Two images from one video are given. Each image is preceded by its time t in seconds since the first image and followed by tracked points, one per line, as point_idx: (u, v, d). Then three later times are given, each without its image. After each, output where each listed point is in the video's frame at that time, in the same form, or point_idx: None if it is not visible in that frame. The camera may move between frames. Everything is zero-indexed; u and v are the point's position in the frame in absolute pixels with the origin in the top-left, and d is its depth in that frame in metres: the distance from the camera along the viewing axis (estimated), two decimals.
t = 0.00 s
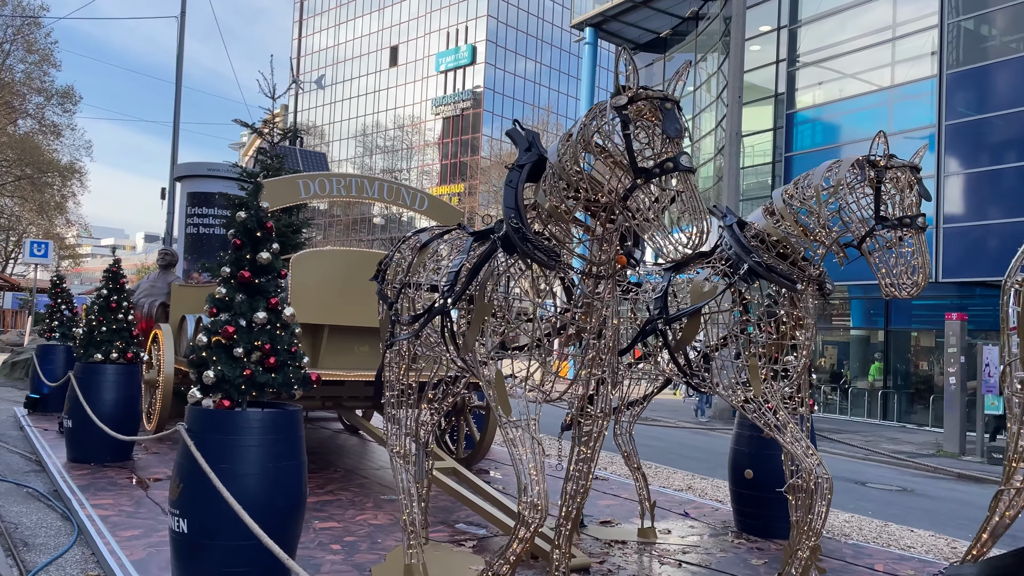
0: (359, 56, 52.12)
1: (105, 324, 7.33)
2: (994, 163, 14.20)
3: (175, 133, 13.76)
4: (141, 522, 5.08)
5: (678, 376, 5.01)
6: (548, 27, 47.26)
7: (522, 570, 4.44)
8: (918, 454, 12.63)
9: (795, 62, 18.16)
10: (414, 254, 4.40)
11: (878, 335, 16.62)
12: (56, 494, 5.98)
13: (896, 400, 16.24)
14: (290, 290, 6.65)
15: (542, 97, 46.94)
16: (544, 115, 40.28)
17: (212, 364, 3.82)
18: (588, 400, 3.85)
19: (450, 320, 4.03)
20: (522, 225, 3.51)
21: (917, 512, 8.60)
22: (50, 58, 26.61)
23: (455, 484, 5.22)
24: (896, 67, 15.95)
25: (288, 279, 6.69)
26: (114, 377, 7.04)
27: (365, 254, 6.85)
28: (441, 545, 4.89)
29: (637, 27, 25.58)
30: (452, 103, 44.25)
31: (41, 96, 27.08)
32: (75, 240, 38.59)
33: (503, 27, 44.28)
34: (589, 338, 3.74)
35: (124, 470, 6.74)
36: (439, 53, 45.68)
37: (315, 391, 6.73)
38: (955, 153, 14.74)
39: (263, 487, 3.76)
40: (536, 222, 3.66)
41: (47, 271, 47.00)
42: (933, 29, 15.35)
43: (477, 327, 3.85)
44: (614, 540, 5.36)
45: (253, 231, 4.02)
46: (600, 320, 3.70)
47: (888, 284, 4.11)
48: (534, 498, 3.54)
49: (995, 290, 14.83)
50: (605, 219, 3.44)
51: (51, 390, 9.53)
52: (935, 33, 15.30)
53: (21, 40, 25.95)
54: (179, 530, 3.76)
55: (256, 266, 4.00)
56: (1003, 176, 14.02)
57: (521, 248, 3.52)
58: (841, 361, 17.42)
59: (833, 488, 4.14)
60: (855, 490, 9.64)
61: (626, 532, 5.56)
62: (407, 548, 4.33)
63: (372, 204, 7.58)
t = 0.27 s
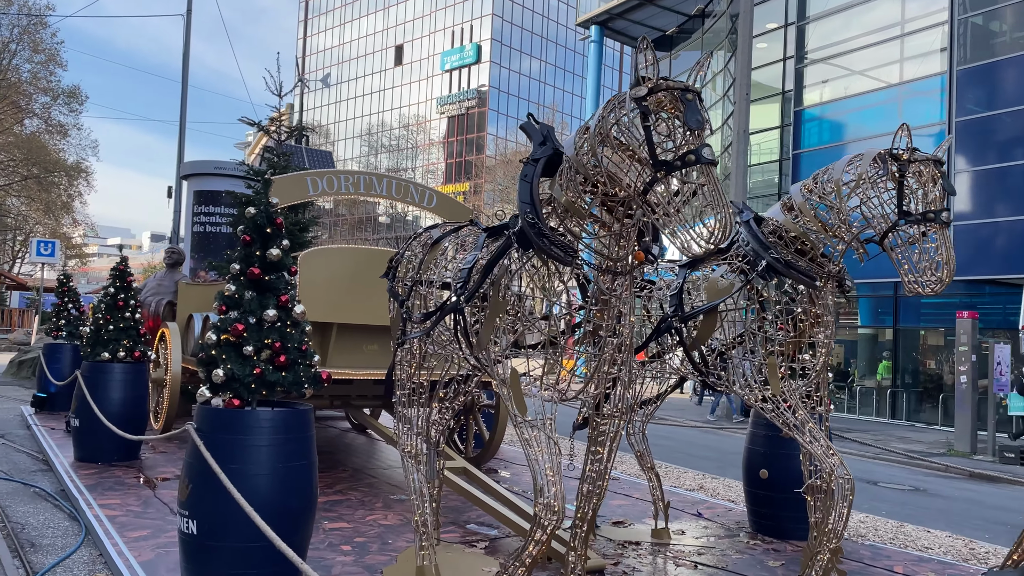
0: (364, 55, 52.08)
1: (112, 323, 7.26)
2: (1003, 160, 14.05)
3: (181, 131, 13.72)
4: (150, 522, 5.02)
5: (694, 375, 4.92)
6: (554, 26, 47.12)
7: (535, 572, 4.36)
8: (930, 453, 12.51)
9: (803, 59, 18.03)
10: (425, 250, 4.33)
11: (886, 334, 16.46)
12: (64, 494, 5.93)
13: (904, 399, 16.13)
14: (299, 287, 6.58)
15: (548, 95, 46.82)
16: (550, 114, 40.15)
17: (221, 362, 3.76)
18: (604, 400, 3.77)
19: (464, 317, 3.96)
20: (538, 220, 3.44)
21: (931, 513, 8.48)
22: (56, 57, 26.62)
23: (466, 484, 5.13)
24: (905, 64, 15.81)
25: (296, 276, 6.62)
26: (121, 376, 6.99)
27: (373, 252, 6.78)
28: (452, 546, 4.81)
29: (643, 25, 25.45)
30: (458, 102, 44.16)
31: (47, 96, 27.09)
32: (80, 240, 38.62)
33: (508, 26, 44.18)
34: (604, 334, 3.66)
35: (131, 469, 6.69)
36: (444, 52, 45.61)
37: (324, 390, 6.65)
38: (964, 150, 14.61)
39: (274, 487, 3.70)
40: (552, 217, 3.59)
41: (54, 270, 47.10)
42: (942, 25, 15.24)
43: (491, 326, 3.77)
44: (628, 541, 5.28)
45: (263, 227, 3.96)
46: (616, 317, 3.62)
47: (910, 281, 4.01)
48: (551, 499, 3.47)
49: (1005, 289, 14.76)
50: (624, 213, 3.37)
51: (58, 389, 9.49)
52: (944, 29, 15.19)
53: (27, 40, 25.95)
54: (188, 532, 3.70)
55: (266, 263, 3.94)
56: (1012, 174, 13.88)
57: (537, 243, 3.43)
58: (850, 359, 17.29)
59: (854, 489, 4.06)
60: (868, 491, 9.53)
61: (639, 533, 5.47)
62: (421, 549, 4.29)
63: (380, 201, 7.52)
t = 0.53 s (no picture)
0: (372, 54, 52.08)
1: (125, 321, 7.17)
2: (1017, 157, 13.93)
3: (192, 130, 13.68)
4: (164, 522, 4.95)
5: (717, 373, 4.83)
6: (563, 24, 46.97)
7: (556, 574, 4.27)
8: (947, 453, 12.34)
9: (816, 55, 17.87)
10: (444, 246, 4.25)
11: (900, 332, 16.26)
12: (77, 493, 5.87)
13: (919, 398, 15.94)
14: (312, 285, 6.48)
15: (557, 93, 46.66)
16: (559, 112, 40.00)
17: (238, 360, 3.69)
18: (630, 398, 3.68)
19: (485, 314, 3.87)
20: (563, 213, 3.35)
21: (953, 514, 8.34)
22: (66, 57, 26.69)
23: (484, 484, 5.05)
24: (920, 60, 15.58)
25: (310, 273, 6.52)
26: (134, 374, 6.94)
27: (390, 249, 6.73)
28: (471, 548, 4.72)
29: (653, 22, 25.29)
30: (466, 100, 44.07)
31: (58, 96, 27.17)
32: (91, 239, 38.76)
33: (517, 24, 44.08)
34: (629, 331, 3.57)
35: (143, 468, 6.63)
36: (453, 51, 45.54)
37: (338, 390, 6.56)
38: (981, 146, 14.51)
39: (292, 487, 3.61)
40: (577, 211, 3.50)
41: (65, 270, 47.34)
42: (958, 20, 15.07)
43: (515, 322, 3.69)
44: (649, 542, 5.17)
45: (280, 222, 3.88)
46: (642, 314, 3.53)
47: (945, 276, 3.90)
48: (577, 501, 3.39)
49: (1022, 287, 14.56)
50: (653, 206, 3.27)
51: (70, 387, 9.45)
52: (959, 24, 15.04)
53: (38, 40, 26.01)
54: (205, 533, 3.63)
55: (283, 258, 3.86)
56: None
57: (563, 238, 3.34)
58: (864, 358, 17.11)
59: (886, 492, 3.94)
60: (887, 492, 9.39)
61: (660, 534, 5.37)
62: (440, 551, 4.21)
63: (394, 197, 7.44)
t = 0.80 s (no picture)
0: (385, 54, 52.06)
1: (145, 320, 7.09)
2: None
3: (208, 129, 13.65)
4: (187, 524, 4.88)
5: (752, 375, 4.70)
6: (576, 22, 46.81)
7: None
8: (972, 455, 12.11)
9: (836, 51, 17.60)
10: (473, 243, 4.14)
11: (921, 331, 16.02)
12: (98, 494, 5.81)
13: (940, 398, 15.70)
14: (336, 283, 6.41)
15: (570, 92, 46.48)
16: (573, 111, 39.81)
17: (266, 360, 3.60)
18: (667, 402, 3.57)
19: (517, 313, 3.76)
20: (602, 209, 3.23)
21: (986, 517, 8.14)
22: (82, 58, 26.77)
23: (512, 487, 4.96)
24: (941, 56, 15.32)
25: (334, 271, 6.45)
26: (153, 374, 6.89)
27: (414, 248, 6.65)
28: (499, 552, 4.62)
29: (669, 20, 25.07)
30: (479, 100, 43.96)
31: (73, 96, 27.28)
32: (106, 239, 38.96)
33: (530, 22, 43.94)
34: (667, 331, 3.46)
35: (164, 469, 6.57)
36: (466, 50, 45.45)
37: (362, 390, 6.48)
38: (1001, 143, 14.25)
39: (320, 491, 3.52)
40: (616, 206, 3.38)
41: (80, 270, 47.67)
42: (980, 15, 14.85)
43: (549, 321, 3.58)
44: (680, 547, 5.05)
45: (307, 219, 3.79)
46: (681, 313, 3.41)
47: (995, 275, 3.75)
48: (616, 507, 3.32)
49: None
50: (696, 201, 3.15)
51: (88, 387, 9.42)
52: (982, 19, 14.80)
53: (53, 41, 26.08)
54: (232, 537, 3.54)
55: (310, 255, 3.77)
56: None
57: (601, 233, 3.22)
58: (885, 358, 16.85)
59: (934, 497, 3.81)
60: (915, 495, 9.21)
61: (691, 539, 5.24)
62: (468, 556, 4.14)
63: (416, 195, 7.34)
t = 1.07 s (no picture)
0: (400, 54, 52.09)
1: (168, 320, 7.06)
2: None
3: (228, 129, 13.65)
4: (213, 528, 4.82)
5: (789, 376, 4.57)
6: (591, 21, 46.59)
7: None
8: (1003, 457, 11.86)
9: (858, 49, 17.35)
10: (505, 240, 4.02)
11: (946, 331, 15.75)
12: (122, 496, 5.77)
13: (965, 399, 15.42)
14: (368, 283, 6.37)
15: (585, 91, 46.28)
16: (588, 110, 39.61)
17: (296, 362, 3.53)
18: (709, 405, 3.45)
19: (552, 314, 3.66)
20: (644, 205, 3.11)
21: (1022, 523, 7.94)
22: (100, 60, 26.93)
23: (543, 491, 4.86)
24: (964, 52, 15.06)
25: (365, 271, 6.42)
26: (176, 375, 6.85)
27: (440, 248, 6.54)
28: (529, 557, 4.53)
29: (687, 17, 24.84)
30: (494, 99, 43.87)
31: (92, 98, 27.46)
32: (124, 240, 39.23)
33: (545, 21, 43.78)
34: (709, 333, 3.34)
35: (187, 471, 6.53)
36: (481, 49, 45.38)
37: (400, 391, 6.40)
38: None
39: (351, 496, 3.44)
40: (657, 203, 3.26)
41: (99, 270, 48.07)
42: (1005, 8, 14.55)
43: (587, 322, 3.47)
44: (714, 553, 4.93)
45: (338, 217, 3.71)
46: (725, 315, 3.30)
47: None
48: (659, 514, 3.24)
49: None
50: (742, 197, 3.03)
51: (110, 387, 9.42)
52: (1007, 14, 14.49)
53: (72, 43, 26.25)
54: (262, 543, 3.46)
55: (340, 255, 3.68)
56: None
57: (643, 231, 3.10)
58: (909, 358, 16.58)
59: (985, 505, 3.67)
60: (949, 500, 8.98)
61: (724, 545, 5.12)
62: (501, 562, 4.05)
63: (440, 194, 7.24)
